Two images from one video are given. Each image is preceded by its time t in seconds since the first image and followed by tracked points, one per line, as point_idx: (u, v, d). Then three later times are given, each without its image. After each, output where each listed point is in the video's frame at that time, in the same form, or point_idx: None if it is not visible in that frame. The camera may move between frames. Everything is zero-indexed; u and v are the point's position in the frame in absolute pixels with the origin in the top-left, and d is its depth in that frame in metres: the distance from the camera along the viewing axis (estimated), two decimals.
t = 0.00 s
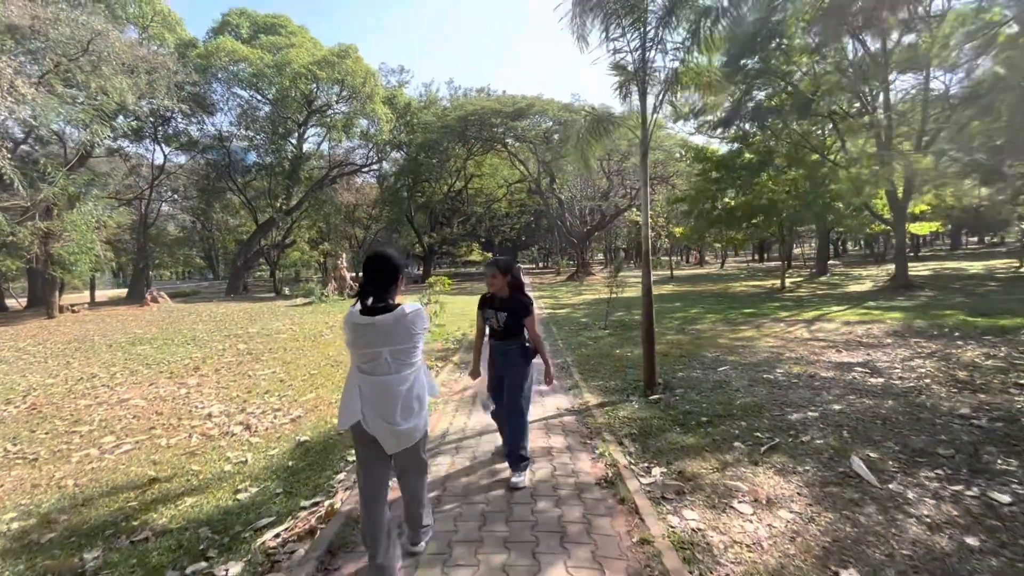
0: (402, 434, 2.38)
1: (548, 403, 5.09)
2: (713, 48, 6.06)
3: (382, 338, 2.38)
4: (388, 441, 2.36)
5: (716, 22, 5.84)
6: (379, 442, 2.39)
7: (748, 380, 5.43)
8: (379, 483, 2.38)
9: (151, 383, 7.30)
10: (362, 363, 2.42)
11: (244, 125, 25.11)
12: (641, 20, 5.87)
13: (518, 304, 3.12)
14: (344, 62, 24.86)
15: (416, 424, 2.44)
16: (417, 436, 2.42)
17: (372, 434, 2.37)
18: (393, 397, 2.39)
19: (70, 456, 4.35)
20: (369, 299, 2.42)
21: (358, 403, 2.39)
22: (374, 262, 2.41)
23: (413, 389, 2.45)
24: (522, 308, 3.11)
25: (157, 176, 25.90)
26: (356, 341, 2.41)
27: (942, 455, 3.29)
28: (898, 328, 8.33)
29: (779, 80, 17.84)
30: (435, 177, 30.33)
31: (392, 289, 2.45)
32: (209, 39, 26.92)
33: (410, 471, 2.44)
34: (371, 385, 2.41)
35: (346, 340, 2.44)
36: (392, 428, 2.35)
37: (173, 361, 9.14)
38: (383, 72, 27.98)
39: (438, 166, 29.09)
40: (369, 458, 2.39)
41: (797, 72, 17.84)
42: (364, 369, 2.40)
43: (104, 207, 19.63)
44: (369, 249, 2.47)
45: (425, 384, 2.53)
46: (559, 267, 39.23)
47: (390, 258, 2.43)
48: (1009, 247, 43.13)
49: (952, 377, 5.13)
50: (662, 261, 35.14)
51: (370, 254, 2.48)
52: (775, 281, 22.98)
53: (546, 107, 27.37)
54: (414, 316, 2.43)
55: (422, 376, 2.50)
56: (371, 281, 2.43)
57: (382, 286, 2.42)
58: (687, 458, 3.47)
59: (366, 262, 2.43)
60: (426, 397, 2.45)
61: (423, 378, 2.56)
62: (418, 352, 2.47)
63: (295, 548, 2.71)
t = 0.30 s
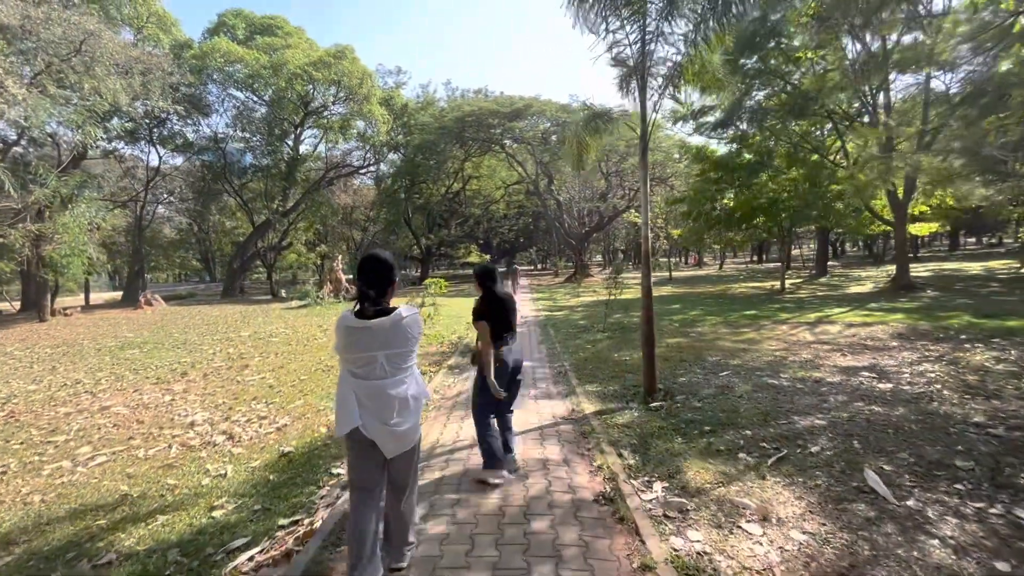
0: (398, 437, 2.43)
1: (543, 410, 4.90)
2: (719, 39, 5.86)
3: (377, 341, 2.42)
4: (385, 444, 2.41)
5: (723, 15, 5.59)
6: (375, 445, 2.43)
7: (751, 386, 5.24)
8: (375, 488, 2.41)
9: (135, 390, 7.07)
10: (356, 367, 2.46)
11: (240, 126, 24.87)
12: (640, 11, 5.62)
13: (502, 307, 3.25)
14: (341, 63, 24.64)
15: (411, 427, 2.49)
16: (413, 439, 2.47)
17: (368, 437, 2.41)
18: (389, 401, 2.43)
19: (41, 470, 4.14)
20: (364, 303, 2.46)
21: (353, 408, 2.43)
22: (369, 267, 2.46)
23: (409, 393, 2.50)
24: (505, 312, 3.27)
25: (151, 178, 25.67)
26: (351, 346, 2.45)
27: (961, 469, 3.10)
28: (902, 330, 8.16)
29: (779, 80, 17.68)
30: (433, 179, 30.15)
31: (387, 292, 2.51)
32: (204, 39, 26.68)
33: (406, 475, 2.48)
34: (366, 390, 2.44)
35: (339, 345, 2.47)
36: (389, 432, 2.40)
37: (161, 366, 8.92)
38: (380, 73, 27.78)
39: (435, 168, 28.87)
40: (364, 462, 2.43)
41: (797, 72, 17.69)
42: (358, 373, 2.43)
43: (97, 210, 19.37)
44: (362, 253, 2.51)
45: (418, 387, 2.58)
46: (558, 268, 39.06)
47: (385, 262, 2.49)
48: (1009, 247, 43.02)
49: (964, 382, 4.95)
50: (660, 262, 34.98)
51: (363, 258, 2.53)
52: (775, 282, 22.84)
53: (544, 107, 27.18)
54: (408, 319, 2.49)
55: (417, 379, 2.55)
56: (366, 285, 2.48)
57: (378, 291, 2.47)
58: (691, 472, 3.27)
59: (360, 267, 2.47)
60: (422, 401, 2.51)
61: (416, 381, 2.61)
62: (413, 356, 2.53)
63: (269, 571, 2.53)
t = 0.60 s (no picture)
0: (396, 441, 2.38)
1: (542, 415, 4.71)
2: (727, 29, 5.63)
3: (374, 341, 2.36)
4: (381, 448, 2.35)
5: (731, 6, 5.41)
6: (370, 450, 2.36)
7: (756, 390, 5.06)
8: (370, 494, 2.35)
9: (122, 394, 6.86)
10: (351, 368, 2.40)
11: (236, 127, 24.63)
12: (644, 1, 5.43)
13: (485, 307, 3.37)
14: (338, 62, 24.45)
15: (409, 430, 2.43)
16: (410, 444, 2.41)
17: (363, 442, 2.33)
18: (386, 404, 2.37)
19: (13, 481, 3.92)
20: (362, 302, 2.41)
21: (349, 411, 2.37)
22: (369, 263, 2.43)
23: (406, 396, 2.45)
24: (491, 311, 3.37)
25: (146, 178, 25.41)
26: (346, 346, 2.38)
27: (986, 481, 2.92)
28: (908, 332, 7.99)
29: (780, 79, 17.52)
30: (430, 179, 29.97)
31: (384, 290, 2.47)
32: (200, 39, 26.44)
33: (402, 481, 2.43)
34: (361, 392, 2.38)
35: (333, 345, 2.40)
36: (386, 436, 2.33)
37: (150, 368, 8.69)
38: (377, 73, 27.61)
39: (433, 168, 28.67)
40: (358, 467, 2.37)
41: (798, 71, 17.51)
42: (354, 373, 2.38)
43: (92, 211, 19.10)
44: (360, 250, 2.46)
45: (415, 390, 2.53)
46: (556, 269, 38.89)
47: (384, 260, 2.47)
48: (1007, 247, 42.92)
49: (977, 386, 4.78)
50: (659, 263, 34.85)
51: (361, 256, 2.49)
52: (775, 283, 22.71)
53: (542, 107, 27.00)
54: (407, 318, 2.44)
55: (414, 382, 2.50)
56: (363, 284, 2.44)
57: (376, 290, 2.43)
58: (698, 483, 3.09)
59: (359, 264, 2.43)
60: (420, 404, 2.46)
61: (413, 384, 2.57)
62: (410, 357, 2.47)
63: None
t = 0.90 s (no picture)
0: (384, 453, 2.23)
1: (540, 422, 4.52)
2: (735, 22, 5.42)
3: (359, 347, 2.21)
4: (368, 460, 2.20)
5: None
6: (357, 462, 2.22)
7: (764, 395, 4.88)
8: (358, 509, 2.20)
9: (105, 400, 6.61)
10: (336, 376, 2.25)
11: (230, 127, 24.37)
12: None
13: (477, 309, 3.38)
14: (333, 62, 24.25)
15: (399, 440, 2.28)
16: (400, 455, 2.27)
17: (349, 455, 2.20)
18: (374, 413, 2.23)
19: None
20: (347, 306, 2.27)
21: (334, 421, 2.23)
22: (354, 265, 2.29)
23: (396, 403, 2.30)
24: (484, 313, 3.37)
25: (140, 179, 25.12)
26: (329, 353, 2.24)
27: (1018, 497, 2.74)
28: (913, 335, 7.83)
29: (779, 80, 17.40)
30: (427, 180, 29.77)
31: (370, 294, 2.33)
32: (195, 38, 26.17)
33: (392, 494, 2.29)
34: (347, 401, 2.23)
35: (316, 352, 2.26)
36: (373, 447, 2.19)
37: (137, 373, 8.44)
38: (373, 74, 27.44)
39: (429, 169, 28.47)
40: (345, 481, 2.22)
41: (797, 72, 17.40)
42: (338, 382, 2.23)
43: (83, 212, 18.81)
44: (344, 252, 2.33)
45: (407, 398, 2.39)
46: (553, 271, 38.71)
47: (371, 262, 2.33)
48: (1003, 249, 42.94)
49: (993, 391, 4.62)
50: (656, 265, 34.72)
51: (345, 257, 2.36)
52: (773, 284, 22.62)
53: (540, 108, 26.84)
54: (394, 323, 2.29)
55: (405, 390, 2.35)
56: (347, 287, 2.30)
57: (361, 293, 2.29)
58: (709, 499, 2.90)
59: (343, 265, 2.29)
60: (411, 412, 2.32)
61: (404, 391, 2.42)
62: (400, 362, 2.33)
63: None
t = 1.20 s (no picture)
0: (356, 473, 2.14)
1: (537, 432, 4.32)
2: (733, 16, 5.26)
3: (327, 367, 2.08)
4: (340, 480, 2.13)
5: None
6: (331, 483, 2.14)
7: (770, 403, 4.70)
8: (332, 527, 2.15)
9: (86, 407, 6.37)
10: (306, 396, 2.15)
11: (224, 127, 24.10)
12: None
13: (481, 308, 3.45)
14: (328, 62, 24.02)
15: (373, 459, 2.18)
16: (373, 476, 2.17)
17: (321, 476, 2.12)
18: (345, 433, 2.13)
19: None
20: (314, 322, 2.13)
21: (305, 442, 2.14)
22: (321, 277, 2.14)
23: (370, 423, 2.19)
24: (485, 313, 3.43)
25: (132, 179, 24.81)
26: (297, 371, 2.13)
27: None
28: (917, 339, 7.68)
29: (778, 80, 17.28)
30: (423, 181, 29.57)
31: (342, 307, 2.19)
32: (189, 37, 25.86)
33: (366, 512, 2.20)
34: (317, 420, 2.14)
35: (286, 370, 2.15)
36: (345, 470, 2.11)
37: (123, 378, 8.19)
38: (369, 74, 27.24)
39: (425, 169, 28.24)
40: (317, 500, 2.16)
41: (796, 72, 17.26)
42: (308, 403, 2.13)
43: (73, 212, 18.50)
44: (311, 264, 2.19)
45: (384, 414, 2.27)
46: (549, 272, 38.53)
47: (340, 273, 2.17)
48: (998, 251, 42.97)
49: (1007, 398, 4.46)
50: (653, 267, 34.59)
51: (314, 268, 2.22)
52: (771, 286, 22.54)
53: (536, 109, 26.68)
54: (368, 339, 2.14)
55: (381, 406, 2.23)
56: (315, 301, 2.17)
57: (330, 307, 2.15)
58: (720, 520, 2.70)
59: (309, 278, 2.14)
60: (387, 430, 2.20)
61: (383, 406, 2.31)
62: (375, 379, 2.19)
63: None
